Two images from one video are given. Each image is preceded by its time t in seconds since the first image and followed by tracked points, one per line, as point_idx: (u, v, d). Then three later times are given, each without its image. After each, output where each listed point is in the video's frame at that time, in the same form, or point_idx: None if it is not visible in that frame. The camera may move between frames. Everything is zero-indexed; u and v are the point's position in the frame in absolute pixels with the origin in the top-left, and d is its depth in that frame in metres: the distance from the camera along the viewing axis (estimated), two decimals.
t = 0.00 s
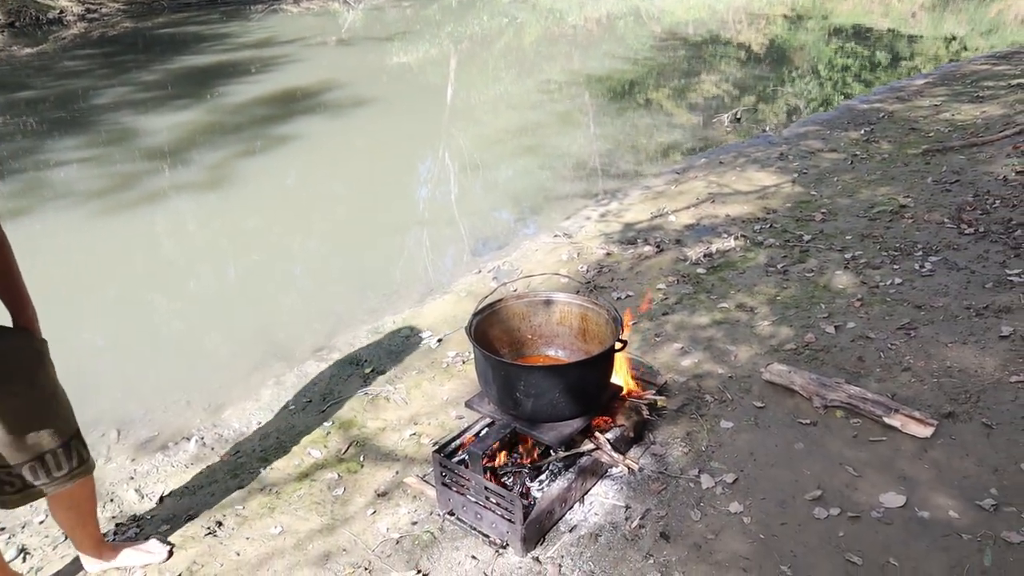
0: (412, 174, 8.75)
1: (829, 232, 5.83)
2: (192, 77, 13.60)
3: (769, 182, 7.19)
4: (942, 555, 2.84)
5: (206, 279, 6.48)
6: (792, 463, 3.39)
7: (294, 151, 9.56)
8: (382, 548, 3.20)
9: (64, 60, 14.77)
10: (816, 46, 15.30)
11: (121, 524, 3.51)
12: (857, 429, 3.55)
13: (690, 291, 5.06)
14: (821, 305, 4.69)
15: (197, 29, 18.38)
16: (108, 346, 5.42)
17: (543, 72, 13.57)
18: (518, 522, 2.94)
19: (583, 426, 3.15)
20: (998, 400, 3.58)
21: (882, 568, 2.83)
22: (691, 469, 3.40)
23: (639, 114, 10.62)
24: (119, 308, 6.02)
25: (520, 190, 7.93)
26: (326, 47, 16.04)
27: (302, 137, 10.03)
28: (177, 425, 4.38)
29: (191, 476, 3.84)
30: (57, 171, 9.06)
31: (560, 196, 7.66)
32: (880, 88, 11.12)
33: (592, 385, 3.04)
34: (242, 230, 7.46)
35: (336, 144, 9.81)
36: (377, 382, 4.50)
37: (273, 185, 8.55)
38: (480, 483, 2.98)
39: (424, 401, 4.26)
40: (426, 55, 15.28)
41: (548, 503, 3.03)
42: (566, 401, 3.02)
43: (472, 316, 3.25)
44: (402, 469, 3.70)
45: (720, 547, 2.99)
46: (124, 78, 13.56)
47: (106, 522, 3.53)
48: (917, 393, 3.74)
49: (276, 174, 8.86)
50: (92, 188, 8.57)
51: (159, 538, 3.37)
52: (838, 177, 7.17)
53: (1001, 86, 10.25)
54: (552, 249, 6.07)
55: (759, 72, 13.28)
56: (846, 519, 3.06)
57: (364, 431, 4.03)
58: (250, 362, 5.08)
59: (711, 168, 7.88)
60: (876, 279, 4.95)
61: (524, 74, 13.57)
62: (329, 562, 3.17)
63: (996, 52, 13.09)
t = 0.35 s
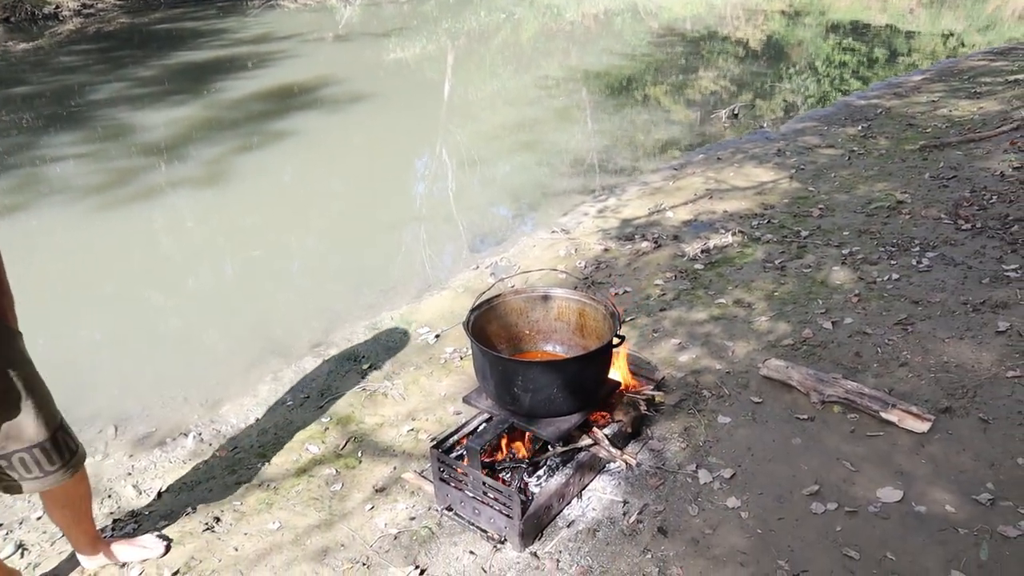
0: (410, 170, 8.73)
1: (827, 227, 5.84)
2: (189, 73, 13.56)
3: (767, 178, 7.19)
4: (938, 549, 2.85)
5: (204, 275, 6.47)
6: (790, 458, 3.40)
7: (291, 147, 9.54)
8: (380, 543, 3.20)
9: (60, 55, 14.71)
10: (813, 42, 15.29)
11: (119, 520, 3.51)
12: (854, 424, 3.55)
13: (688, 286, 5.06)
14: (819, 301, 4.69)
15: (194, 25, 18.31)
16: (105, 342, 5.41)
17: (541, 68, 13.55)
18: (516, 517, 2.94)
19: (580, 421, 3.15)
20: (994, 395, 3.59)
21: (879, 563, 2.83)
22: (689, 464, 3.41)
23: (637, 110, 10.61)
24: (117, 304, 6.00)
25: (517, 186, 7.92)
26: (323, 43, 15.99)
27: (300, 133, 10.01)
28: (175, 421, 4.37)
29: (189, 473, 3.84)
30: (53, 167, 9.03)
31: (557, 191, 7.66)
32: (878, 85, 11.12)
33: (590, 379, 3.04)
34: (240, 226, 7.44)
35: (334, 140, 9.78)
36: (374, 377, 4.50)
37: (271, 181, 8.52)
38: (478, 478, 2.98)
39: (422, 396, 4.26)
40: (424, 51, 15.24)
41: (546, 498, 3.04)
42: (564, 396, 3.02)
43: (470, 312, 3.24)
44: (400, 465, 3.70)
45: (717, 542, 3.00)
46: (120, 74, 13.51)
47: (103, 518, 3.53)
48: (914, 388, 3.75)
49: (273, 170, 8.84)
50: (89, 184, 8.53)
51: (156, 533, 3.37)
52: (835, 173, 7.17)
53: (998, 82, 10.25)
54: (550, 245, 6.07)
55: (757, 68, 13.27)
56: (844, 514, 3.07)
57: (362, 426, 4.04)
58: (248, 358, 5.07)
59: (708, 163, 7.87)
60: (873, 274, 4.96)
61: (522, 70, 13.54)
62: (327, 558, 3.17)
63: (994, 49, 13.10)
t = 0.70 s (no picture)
0: (410, 168, 8.73)
1: (826, 226, 5.84)
2: (189, 70, 13.54)
3: (766, 177, 7.19)
4: (936, 548, 2.86)
5: (204, 273, 6.46)
6: (789, 456, 3.40)
7: (291, 145, 9.52)
8: (379, 541, 3.20)
9: (59, 53, 14.68)
10: (813, 41, 15.27)
11: (117, 517, 3.51)
12: (853, 423, 3.56)
13: (688, 285, 5.06)
14: (818, 300, 4.69)
15: (194, 22, 18.29)
16: (105, 340, 5.40)
17: (541, 67, 13.54)
18: (515, 515, 2.94)
19: (579, 420, 3.15)
20: (993, 394, 3.59)
21: (878, 561, 2.84)
22: (688, 463, 3.41)
23: (636, 109, 10.60)
24: (117, 302, 5.99)
25: (517, 184, 7.92)
26: (323, 41, 15.97)
27: (299, 131, 10.00)
28: (174, 419, 4.37)
29: (188, 470, 3.84)
30: (52, 165, 9.02)
31: (557, 190, 7.66)
32: (878, 84, 11.12)
33: (589, 377, 3.04)
34: (239, 224, 7.43)
35: (334, 138, 9.78)
36: (373, 375, 4.50)
37: (271, 179, 8.51)
38: (477, 476, 2.98)
39: (421, 395, 4.26)
40: (423, 49, 15.23)
41: (546, 496, 3.04)
42: (563, 394, 3.02)
43: (469, 310, 3.24)
44: (399, 462, 3.70)
45: (716, 540, 3.00)
46: (119, 71, 13.49)
47: (102, 515, 3.53)
48: (913, 387, 3.75)
49: (273, 168, 8.82)
50: (89, 181, 8.52)
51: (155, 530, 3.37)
52: (835, 172, 7.17)
53: (998, 81, 10.25)
54: (550, 243, 6.07)
55: (757, 67, 13.26)
56: (842, 512, 3.07)
57: (362, 424, 4.04)
58: (247, 356, 5.06)
59: (708, 162, 7.87)
60: (873, 273, 4.96)
61: (522, 68, 13.53)
62: (326, 555, 3.17)
63: (995, 48, 13.09)
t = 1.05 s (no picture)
0: (410, 166, 8.72)
1: (827, 225, 5.84)
2: (189, 69, 13.53)
3: (767, 175, 7.18)
4: (937, 547, 2.85)
5: (204, 271, 6.45)
6: (789, 455, 3.39)
7: (292, 143, 9.52)
8: (380, 539, 3.20)
9: (59, 52, 14.67)
10: (814, 40, 15.26)
11: (118, 516, 3.51)
12: (854, 422, 3.55)
13: (688, 283, 5.06)
14: (820, 298, 4.69)
15: (194, 21, 18.27)
16: (105, 339, 5.40)
17: (541, 65, 13.53)
18: (515, 513, 2.94)
19: (580, 418, 3.15)
20: (994, 393, 3.59)
21: (879, 560, 2.83)
22: (688, 461, 3.40)
23: (637, 108, 10.59)
24: (117, 301, 5.99)
25: (518, 183, 7.91)
26: (324, 39, 15.96)
27: (300, 129, 9.99)
28: (174, 418, 4.37)
29: (188, 469, 3.83)
30: (53, 164, 9.01)
31: (558, 188, 7.66)
32: (879, 83, 11.10)
33: (590, 375, 3.04)
34: (240, 222, 7.43)
35: (335, 136, 9.78)
36: (373, 373, 4.50)
37: (271, 178, 8.51)
38: (477, 475, 2.97)
39: (421, 393, 4.25)
40: (424, 48, 15.21)
41: (546, 494, 3.03)
42: (563, 392, 3.02)
43: (469, 308, 3.24)
44: (399, 461, 3.70)
45: (717, 539, 3.00)
46: (120, 70, 13.48)
47: (103, 514, 3.53)
48: (915, 385, 3.75)
49: (274, 167, 8.82)
50: (89, 180, 8.52)
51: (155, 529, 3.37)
52: (836, 171, 7.16)
53: (999, 80, 10.24)
54: (550, 242, 6.06)
55: (758, 65, 13.25)
56: (843, 511, 3.07)
57: (362, 422, 4.03)
58: (248, 354, 5.06)
59: (709, 161, 7.87)
60: (874, 272, 4.95)
61: (522, 67, 13.53)
62: (326, 554, 3.17)
63: (996, 46, 13.07)
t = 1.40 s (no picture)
0: (408, 169, 8.71)
1: (826, 220, 5.82)
2: (186, 76, 13.52)
3: (766, 172, 7.17)
4: (941, 543, 2.84)
5: (204, 278, 6.45)
6: (793, 454, 3.38)
7: (290, 148, 9.51)
8: (382, 546, 3.19)
9: (56, 61, 14.67)
10: (811, 34, 15.24)
11: (120, 527, 3.50)
12: (857, 419, 3.54)
13: (688, 282, 5.05)
14: (820, 295, 4.67)
15: (190, 27, 18.27)
16: (106, 348, 5.40)
17: (538, 65, 13.52)
18: (518, 518, 2.93)
19: (581, 421, 3.14)
20: (997, 387, 3.57)
21: (884, 558, 2.82)
22: (691, 462, 3.39)
23: (634, 106, 10.58)
24: (117, 309, 5.99)
25: (516, 184, 7.90)
26: (320, 44, 15.97)
27: (298, 134, 9.99)
28: (176, 426, 4.36)
29: (190, 478, 3.82)
30: (51, 173, 9.01)
31: (556, 189, 7.65)
32: (876, 76, 11.08)
33: (590, 378, 3.03)
34: (239, 228, 7.43)
35: (332, 140, 9.78)
36: (373, 379, 4.49)
37: (270, 183, 8.51)
38: (479, 480, 2.96)
39: (422, 398, 4.24)
40: (420, 50, 15.20)
41: (548, 498, 3.02)
42: (564, 396, 3.01)
43: (468, 313, 3.23)
44: (401, 467, 3.69)
45: (720, 539, 2.98)
46: (117, 78, 13.48)
47: (105, 526, 3.52)
48: (917, 381, 3.73)
49: (272, 172, 8.81)
50: (88, 189, 8.52)
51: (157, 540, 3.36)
52: (834, 166, 7.15)
53: (997, 71, 10.22)
54: (549, 243, 6.05)
55: (755, 61, 13.24)
56: (847, 509, 3.06)
57: (363, 428, 4.03)
58: (248, 361, 5.06)
59: (707, 158, 7.85)
60: (874, 267, 4.94)
61: (519, 67, 13.52)
62: (329, 562, 3.16)
63: (994, 37, 13.04)
